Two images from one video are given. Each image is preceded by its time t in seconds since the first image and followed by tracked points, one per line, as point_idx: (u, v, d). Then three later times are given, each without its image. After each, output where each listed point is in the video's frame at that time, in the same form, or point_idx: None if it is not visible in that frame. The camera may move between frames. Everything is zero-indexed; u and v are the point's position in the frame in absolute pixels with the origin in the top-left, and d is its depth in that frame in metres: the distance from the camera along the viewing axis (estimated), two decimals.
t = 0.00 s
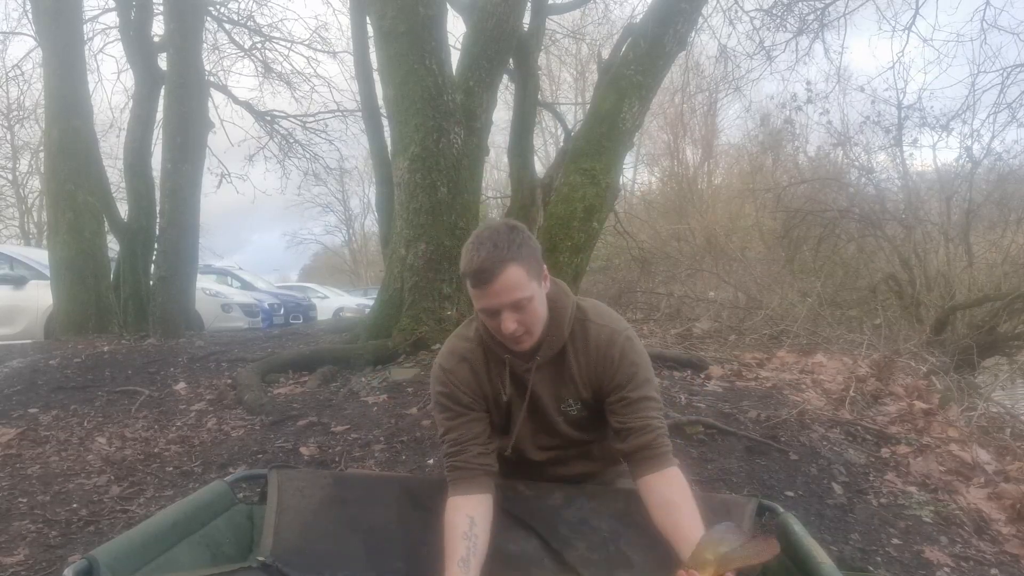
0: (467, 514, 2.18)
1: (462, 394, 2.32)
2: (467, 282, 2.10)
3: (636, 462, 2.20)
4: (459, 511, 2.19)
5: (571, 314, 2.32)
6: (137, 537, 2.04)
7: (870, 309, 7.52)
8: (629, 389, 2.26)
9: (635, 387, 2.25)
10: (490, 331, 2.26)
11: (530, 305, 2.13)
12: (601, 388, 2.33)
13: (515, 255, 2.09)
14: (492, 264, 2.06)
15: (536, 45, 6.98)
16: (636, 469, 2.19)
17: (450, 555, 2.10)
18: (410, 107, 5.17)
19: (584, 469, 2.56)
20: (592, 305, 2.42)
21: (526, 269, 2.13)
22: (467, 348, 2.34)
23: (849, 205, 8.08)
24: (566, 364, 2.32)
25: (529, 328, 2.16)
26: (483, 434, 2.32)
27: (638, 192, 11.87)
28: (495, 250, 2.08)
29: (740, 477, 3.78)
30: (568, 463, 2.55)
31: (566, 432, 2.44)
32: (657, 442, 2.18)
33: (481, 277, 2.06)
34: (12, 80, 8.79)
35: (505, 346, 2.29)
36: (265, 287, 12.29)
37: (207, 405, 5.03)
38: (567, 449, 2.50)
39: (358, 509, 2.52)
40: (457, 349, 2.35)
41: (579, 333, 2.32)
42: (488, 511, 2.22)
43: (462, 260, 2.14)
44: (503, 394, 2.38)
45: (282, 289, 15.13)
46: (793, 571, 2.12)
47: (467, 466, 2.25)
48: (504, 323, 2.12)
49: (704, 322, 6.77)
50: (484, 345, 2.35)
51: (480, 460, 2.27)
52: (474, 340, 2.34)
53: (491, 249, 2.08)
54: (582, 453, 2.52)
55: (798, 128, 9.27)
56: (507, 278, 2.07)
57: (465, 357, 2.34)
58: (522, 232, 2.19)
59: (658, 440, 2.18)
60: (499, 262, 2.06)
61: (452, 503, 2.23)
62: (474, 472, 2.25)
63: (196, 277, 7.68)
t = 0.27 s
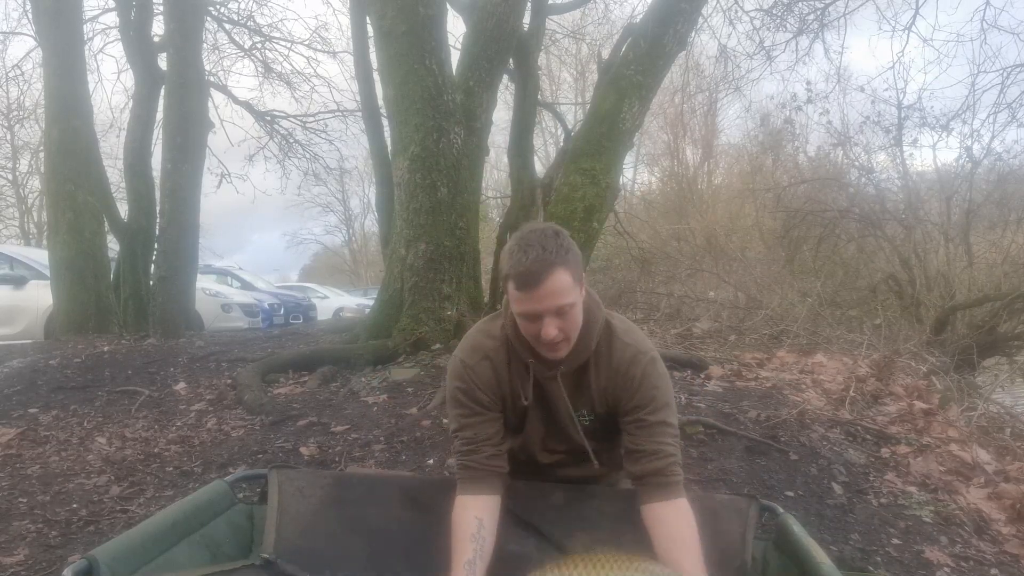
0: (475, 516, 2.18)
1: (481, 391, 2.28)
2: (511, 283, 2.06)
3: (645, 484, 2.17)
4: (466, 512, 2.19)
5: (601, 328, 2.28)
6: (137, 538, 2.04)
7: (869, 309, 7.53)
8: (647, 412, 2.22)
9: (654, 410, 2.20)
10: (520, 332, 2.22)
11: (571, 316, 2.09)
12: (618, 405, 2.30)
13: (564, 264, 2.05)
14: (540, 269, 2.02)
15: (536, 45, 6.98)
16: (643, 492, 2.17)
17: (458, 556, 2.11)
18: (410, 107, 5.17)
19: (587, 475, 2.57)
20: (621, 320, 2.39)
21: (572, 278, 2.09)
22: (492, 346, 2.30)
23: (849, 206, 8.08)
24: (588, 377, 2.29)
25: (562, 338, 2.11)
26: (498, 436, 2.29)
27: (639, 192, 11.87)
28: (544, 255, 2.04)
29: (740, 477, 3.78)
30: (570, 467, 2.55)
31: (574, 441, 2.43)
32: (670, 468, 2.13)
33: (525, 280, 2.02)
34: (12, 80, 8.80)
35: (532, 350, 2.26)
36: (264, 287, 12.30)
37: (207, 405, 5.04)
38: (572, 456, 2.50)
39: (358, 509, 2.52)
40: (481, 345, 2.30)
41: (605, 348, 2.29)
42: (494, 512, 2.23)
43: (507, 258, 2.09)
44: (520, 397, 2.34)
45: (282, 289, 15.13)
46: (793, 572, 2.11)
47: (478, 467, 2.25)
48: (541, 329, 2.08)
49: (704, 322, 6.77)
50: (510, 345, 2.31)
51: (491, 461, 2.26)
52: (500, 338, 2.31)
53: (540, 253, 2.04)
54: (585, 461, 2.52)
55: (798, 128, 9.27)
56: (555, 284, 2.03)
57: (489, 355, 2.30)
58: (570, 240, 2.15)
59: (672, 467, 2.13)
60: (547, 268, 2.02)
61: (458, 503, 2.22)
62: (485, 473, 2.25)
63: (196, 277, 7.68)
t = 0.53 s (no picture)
0: (483, 500, 2.18)
1: (486, 381, 2.28)
2: (524, 275, 2.07)
3: (648, 480, 2.16)
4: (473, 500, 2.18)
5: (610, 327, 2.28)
6: (136, 538, 2.04)
7: (869, 309, 7.54)
8: (652, 410, 2.20)
9: (659, 408, 2.19)
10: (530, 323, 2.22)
11: (583, 312, 2.10)
12: (623, 403, 2.30)
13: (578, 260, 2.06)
14: (554, 264, 2.03)
15: (536, 45, 6.99)
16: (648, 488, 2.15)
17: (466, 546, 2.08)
18: (410, 108, 5.18)
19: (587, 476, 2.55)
20: (630, 321, 2.38)
21: (585, 275, 2.10)
22: (500, 337, 2.30)
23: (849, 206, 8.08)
24: (593, 375, 2.29)
25: (571, 334, 2.11)
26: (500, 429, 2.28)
27: (639, 192, 11.88)
28: (559, 250, 2.04)
29: (739, 478, 3.79)
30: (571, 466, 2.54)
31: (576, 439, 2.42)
32: (675, 464, 2.12)
33: (538, 273, 2.03)
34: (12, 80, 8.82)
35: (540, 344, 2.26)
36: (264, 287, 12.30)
37: (207, 405, 5.04)
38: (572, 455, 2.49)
39: (359, 508, 2.54)
40: (489, 335, 2.31)
41: (613, 346, 2.28)
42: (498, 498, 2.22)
43: (522, 251, 2.10)
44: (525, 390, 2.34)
45: (283, 289, 15.14)
46: (791, 569, 2.14)
47: (485, 453, 2.24)
48: (551, 325, 2.08)
49: (704, 323, 6.78)
50: (518, 337, 2.31)
51: (495, 448, 2.25)
52: (508, 330, 2.31)
53: (554, 248, 2.04)
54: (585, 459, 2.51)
55: (798, 128, 9.27)
56: (568, 280, 2.04)
57: (496, 346, 2.30)
58: (585, 238, 2.15)
59: (675, 462, 2.12)
60: (560, 264, 2.03)
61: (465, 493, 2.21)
62: (492, 459, 2.25)
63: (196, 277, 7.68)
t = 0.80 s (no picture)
0: (491, 494, 2.15)
1: (494, 377, 2.29)
2: (537, 273, 2.08)
3: (672, 473, 2.10)
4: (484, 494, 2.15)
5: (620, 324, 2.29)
6: (136, 539, 2.05)
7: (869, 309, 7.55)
8: (663, 402, 2.20)
9: (671, 400, 2.19)
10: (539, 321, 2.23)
11: (597, 311, 2.09)
12: (633, 399, 2.30)
13: (591, 258, 2.06)
14: (567, 263, 2.03)
15: (536, 45, 6.99)
16: (666, 481, 2.12)
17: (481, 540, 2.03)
18: (410, 108, 5.18)
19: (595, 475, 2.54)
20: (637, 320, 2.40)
21: (598, 273, 2.10)
22: (509, 334, 2.31)
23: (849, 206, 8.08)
24: (602, 372, 2.30)
25: (581, 332, 2.11)
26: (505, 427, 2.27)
27: (638, 192, 11.89)
28: (572, 248, 2.05)
29: (740, 478, 3.78)
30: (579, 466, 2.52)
31: (584, 437, 2.41)
32: (693, 453, 2.09)
33: (550, 271, 2.04)
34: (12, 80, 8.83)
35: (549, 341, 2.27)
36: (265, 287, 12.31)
37: (207, 405, 5.04)
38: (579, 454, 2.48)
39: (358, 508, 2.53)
40: (497, 332, 2.32)
41: (622, 343, 2.29)
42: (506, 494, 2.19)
43: (534, 249, 2.11)
44: (533, 388, 2.34)
45: (283, 289, 15.15)
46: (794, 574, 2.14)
47: (489, 451, 2.24)
48: (561, 323, 2.09)
49: (704, 323, 6.78)
50: (526, 335, 2.32)
51: (499, 446, 2.25)
52: (516, 328, 2.32)
53: (567, 245, 2.05)
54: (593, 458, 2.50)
55: (798, 128, 9.28)
56: (580, 279, 2.04)
57: (505, 343, 2.31)
58: (599, 239, 2.13)
59: (695, 451, 2.09)
60: (573, 262, 2.03)
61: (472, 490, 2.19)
62: (495, 456, 2.24)
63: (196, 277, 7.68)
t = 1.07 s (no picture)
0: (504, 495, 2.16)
1: (500, 376, 2.28)
2: (544, 274, 2.07)
3: (676, 471, 2.12)
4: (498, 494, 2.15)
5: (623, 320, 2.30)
6: (136, 538, 2.04)
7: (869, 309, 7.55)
8: (667, 394, 2.21)
9: (675, 392, 2.20)
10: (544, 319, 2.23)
11: (600, 310, 2.11)
12: (637, 394, 2.31)
13: (598, 258, 2.07)
14: (576, 263, 2.03)
15: (536, 45, 6.99)
16: (670, 475, 2.14)
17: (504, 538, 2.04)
18: (410, 108, 5.18)
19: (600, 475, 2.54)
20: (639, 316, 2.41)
21: (605, 272, 2.11)
22: (514, 332, 2.31)
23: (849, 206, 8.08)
24: (607, 369, 2.31)
25: (590, 330, 2.12)
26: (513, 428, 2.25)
27: (638, 192, 11.88)
28: (579, 249, 2.05)
29: (740, 478, 3.78)
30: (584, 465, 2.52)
31: (589, 435, 2.41)
32: (696, 445, 2.11)
33: (558, 272, 2.04)
34: (13, 80, 8.84)
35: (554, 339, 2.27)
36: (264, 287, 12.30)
37: (207, 405, 5.04)
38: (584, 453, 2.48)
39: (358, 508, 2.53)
40: (502, 330, 2.32)
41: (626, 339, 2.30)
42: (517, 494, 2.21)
43: (539, 248, 2.11)
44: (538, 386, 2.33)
45: (283, 290, 15.15)
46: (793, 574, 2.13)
47: (499, 451, 2.22)
48: (570, 323, 2.10)
49: (704, 323, 6.78)
50: (531, 333, 2.32)
51: (510, 445, 2.23)
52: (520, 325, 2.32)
53: (575, 246, 2.05)
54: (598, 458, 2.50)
55: (798, 128, 9.28)
56: (589, 279, 2.05)
57: (509, 341, 2.31)
58: (604, 236, 2.16)
59: (697, 442, 2.11)
60: (581, 263, 2.04)
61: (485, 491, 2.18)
62: (506, 456, 2.22)
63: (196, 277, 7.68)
